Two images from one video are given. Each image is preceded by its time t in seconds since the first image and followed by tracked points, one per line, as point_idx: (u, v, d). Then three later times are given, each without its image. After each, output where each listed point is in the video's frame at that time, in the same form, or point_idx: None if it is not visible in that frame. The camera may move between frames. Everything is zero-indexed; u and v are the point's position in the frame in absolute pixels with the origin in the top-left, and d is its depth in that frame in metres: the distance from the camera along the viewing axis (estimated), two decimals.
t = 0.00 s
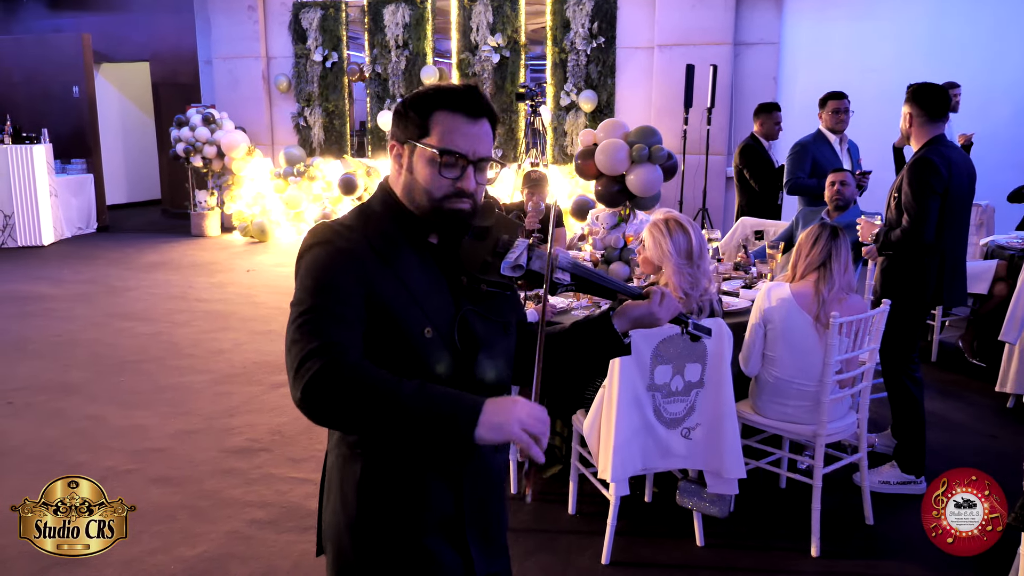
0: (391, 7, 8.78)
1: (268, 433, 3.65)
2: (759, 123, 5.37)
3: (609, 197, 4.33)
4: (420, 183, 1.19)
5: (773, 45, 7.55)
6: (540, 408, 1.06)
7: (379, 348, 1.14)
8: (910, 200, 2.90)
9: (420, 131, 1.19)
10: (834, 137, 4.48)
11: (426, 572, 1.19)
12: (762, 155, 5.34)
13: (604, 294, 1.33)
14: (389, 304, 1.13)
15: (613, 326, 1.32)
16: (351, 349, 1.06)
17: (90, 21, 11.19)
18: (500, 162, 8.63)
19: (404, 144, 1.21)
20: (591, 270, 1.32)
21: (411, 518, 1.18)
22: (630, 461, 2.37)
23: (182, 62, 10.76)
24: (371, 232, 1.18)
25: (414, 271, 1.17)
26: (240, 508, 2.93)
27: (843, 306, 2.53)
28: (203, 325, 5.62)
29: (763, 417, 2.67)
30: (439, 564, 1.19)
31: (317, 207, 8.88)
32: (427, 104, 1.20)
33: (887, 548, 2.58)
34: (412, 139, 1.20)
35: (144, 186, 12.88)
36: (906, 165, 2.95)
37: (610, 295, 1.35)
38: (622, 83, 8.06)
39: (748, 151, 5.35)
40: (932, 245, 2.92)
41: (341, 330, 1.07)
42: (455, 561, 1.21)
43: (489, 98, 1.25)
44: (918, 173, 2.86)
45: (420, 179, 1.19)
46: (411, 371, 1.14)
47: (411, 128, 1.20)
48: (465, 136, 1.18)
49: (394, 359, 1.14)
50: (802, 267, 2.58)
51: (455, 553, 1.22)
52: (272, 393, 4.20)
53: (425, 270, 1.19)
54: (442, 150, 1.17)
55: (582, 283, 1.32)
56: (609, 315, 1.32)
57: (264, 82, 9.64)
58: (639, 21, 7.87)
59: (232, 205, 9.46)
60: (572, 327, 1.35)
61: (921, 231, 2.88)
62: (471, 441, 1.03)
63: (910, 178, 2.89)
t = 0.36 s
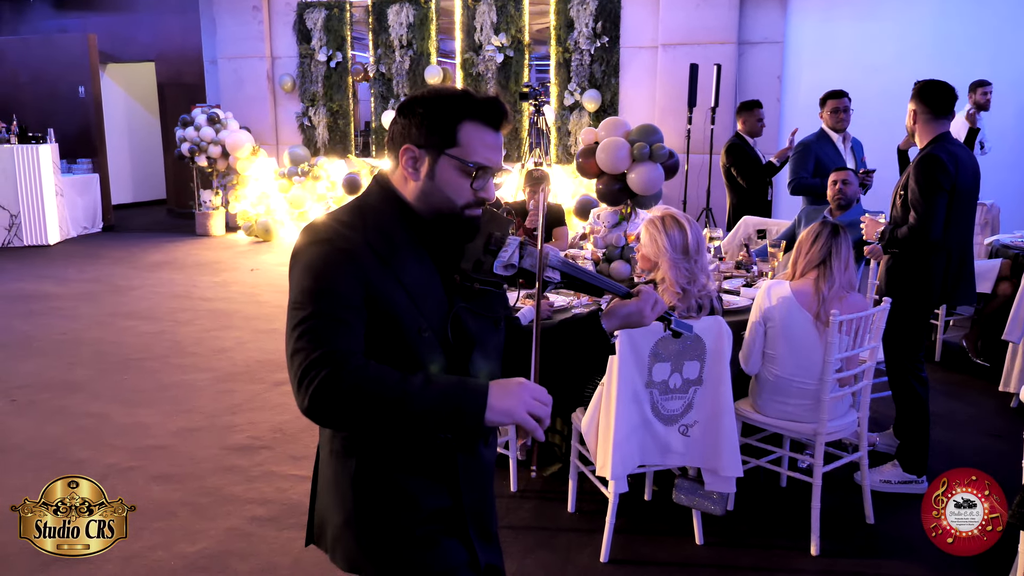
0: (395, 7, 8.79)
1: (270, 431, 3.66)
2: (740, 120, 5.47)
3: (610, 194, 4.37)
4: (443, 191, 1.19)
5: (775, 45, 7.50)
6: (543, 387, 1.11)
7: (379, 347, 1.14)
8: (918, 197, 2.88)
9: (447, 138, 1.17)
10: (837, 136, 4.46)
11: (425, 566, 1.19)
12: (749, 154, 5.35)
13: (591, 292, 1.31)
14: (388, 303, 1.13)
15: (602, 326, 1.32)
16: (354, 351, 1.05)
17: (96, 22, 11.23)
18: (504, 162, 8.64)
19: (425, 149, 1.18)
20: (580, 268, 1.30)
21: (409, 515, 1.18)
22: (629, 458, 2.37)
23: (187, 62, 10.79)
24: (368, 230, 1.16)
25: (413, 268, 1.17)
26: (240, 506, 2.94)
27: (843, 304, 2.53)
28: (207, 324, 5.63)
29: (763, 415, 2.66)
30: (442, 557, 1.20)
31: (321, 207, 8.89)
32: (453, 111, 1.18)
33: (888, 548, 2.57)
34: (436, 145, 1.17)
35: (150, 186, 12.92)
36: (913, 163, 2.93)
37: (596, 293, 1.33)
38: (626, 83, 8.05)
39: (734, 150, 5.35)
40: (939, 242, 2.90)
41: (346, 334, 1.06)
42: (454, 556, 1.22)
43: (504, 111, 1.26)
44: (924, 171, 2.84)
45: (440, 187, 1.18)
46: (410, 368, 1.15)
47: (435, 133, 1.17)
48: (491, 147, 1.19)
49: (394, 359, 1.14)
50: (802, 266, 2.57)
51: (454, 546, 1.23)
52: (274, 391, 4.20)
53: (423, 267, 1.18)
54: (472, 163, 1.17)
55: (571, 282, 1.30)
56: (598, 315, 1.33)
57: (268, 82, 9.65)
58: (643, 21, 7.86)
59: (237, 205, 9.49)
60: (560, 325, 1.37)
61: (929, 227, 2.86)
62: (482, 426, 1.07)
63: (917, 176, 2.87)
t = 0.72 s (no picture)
0: (398, 8, 8.79)
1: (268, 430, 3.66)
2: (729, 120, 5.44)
3: (607, 194, 4.37)
4: (422, 199, 1.18)
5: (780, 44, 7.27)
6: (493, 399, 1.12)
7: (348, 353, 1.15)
8: (917, 197, 2.85)
9: (427, 148, 1.16)
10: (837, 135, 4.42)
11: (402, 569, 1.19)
12: (739, 154, 5.35)
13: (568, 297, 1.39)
14: (356, 308, 1.13)
15: (578, 335, 1.36)
16: (317, 360, 1.06)
17: (102, 24, 11.28)
18: (508, 161, 8.64)
19: (404, 159, 1.16)
20: (553, 273, 1.34)
21: (383, 519, 1.18)
22: (621, 459, 2.36)
23: (192, 63, 10.83)
24: (339, 235, 1.16)
25: (383, 273, 1.17)
26: (236, 505, 2.94)
27: (837, 304, 2.51)
28: (209, 324, 5.64)
29: (758, 416, 2.65)
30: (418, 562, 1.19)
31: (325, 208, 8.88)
32: (432, 120, 1.16)
33: (885, 550, 2.55)
34: (417, 156, 1.16)
35: (155, 186, 12.96)
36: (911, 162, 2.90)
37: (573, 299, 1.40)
38: (629, 82, 8.03)
39: (725, 150, 5.35)
40: (939, 242, 2.87)
41: (309, 344, 1.06)
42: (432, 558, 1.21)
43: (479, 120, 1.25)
44: (923, 170, 2.82)
45: (418, 197, 1.18)
46: (379, 373, 1.16)
47: (415, 144, 1.16)
48: (469, 154, 1.18)
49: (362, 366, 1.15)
50: (796, 266, 2.55)
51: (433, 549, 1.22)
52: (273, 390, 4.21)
53: (393, 271, 1.18)
54: (452, 172, 1.16)
55: (545, 287, 1.35)
56: (573, 323, 1.37)
57: (273, 83, 9.67)
58: (646, 20, 7.84)
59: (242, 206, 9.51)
60: (537, 330, 1.39)
61: (929, 227, 2.84)
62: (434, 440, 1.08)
63: (915, 176, 2.85)
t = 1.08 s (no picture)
0: (433, 8, 8.82)
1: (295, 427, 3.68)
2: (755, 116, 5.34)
3: (635, 194, 4.33)
4: (432, 209, 1.15)
5: (820, 39, 7.33)
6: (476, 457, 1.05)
7: (349, 365, 1.12)
8: (952, 196, 2.75)
9: (439, 157, 1.13)
10: (875, 132, 4.28)
11: None
12: (763, 150, 5.25)
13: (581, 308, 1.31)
14: (356, 319, 1.11)
15: (591, 350, 1.34)
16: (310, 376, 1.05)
17: (144, 27, 11.52)
18: (542, 161, 8.59)
19: (415, 166, 1.13)
20: (566, 283, 1.29)
21: (381, 530, 1.15)
22: (642, 462, 2.31)
23: (231, 65, 11.00)
24: (342, 243, 1.14)
25: (386, 283, 1.14)
26: (260, 500, 2.96)
27: (869, 306, 2.42)
28: (242, 321, 5.71)
29: (787, 421, 2.57)
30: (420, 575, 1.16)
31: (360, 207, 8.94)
32: (445, 126, 1.13)
33: (918, 562, 2.46)
34: (428, 164, 1.13)
35: (197, 186, 13.21)
36: (944, 160, 2.80)
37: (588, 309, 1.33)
38: (664, 80, 7.94)
39: (748, 146, 5.27)
40: (976, 243, 2.76)
41: (305, 356, 1.06)
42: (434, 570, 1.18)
43: (491, 125, 1.21)
44: (957, 169, 2.72)
45: (429, 206, 1.15)
46: (380, 386, 1.13)
47: (426, 151, 1.13)
48: (482, 165, 1.15)
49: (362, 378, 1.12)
50: (825, 266, 2.48)
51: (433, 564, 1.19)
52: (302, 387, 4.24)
53: (397, 281, 1.15)
54: (463, 182, 1.13)
55: (557, 296, 1.30)
56: (588, 338, 1.35)
57: (310, 84, 9.76)
58: (681, 17, 7.73)
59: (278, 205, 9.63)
60: (549, 341, 1.39)
61: (964, 228, 2.73)
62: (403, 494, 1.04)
63: (950, 175, 2.74)
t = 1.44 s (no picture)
0: (470, 9, 8.87)
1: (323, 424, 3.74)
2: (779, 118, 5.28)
3: (665, 196, 4.32)
4: (451, 217, 1.17)
5: (861, 41, 7.21)
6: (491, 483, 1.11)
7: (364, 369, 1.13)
8: (982, 201, 2.69)
9: (457, 165, 1.15)
10: (908, 134, 4.21)
11: None
12: (787, 151, 5.15)
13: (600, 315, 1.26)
14: (373, 325, 1.12)
15: (611, 360, 1.34)
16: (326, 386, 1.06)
17: (188, 28, 11.76)
18: (577, 162, 8.58)
19: (432, 174, 1.15)
20: (587, 290, 1.24)
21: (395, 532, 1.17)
22: (663, 467, 2.31)
23: (272, 65, 11.19)
24: (359, 249, 1.15)
25: (403, 288, 1.15)
26: (284, 497, 3.02)
27: (896, 313, 2.39)
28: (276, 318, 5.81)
29: (813, 428, 2.54)
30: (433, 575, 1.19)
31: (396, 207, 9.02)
32: (462, 134, 1.15)
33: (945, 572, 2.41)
34: (447, 171, 1.15)
35: (237, 184, 13.46)
36: (974, 163, 2.75)
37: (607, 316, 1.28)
38: (702, 81, 7.87)
39: (772, 147, 5.18)
40: (1007, 249, 2.70)
41: (320, 366, 1.07)
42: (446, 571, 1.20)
43: (508, 129, 1.23)
44: (988, 172, 2.67)
45: (447, 213, 1.17)
46: (395, 391, 1.14)
47: (444, 159, 1.14)
48: (500, 174, 1.17)
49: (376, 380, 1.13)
50: (853, 271, 2.44)
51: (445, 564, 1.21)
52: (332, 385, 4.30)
53: (415, 286, 1.16)
54: (482, 190, 1.15)
55: (576, 303, 1.25)
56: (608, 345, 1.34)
57: (348, 84, 9.88)
58: (720, 17, 7.66)
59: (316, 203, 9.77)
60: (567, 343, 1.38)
61: (993, 233, 2.67)
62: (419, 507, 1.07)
63: (980, 178, 2.69)
